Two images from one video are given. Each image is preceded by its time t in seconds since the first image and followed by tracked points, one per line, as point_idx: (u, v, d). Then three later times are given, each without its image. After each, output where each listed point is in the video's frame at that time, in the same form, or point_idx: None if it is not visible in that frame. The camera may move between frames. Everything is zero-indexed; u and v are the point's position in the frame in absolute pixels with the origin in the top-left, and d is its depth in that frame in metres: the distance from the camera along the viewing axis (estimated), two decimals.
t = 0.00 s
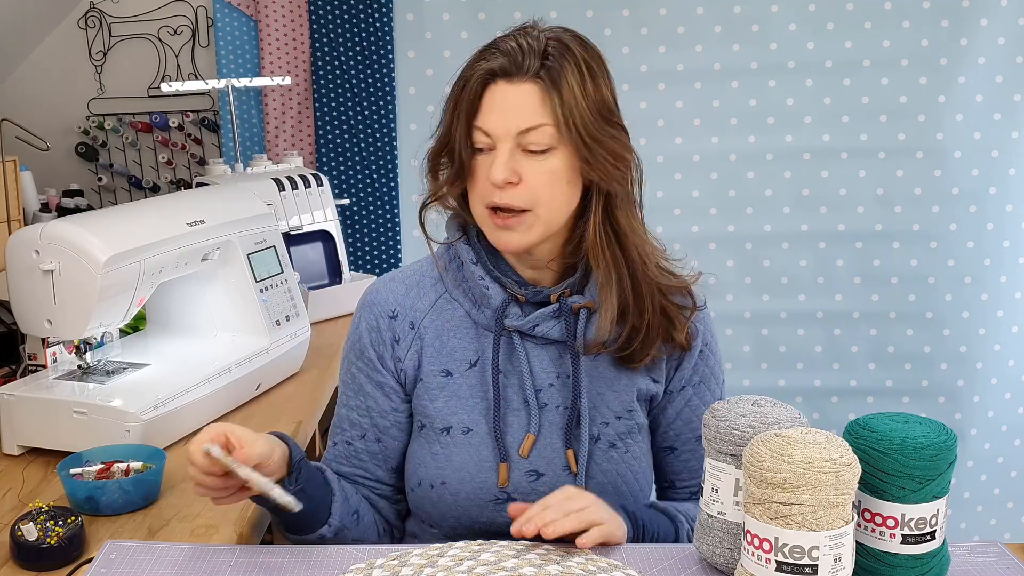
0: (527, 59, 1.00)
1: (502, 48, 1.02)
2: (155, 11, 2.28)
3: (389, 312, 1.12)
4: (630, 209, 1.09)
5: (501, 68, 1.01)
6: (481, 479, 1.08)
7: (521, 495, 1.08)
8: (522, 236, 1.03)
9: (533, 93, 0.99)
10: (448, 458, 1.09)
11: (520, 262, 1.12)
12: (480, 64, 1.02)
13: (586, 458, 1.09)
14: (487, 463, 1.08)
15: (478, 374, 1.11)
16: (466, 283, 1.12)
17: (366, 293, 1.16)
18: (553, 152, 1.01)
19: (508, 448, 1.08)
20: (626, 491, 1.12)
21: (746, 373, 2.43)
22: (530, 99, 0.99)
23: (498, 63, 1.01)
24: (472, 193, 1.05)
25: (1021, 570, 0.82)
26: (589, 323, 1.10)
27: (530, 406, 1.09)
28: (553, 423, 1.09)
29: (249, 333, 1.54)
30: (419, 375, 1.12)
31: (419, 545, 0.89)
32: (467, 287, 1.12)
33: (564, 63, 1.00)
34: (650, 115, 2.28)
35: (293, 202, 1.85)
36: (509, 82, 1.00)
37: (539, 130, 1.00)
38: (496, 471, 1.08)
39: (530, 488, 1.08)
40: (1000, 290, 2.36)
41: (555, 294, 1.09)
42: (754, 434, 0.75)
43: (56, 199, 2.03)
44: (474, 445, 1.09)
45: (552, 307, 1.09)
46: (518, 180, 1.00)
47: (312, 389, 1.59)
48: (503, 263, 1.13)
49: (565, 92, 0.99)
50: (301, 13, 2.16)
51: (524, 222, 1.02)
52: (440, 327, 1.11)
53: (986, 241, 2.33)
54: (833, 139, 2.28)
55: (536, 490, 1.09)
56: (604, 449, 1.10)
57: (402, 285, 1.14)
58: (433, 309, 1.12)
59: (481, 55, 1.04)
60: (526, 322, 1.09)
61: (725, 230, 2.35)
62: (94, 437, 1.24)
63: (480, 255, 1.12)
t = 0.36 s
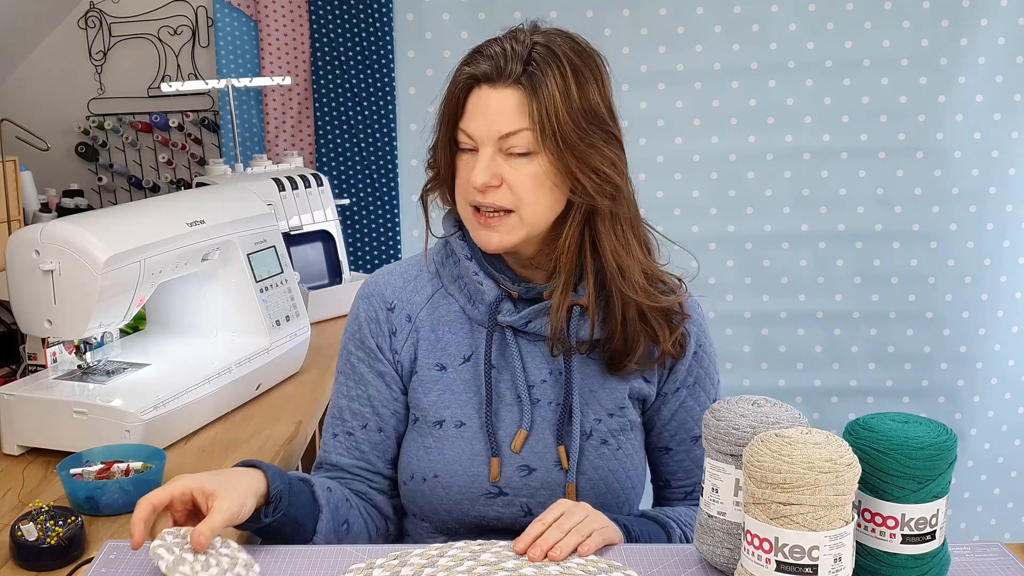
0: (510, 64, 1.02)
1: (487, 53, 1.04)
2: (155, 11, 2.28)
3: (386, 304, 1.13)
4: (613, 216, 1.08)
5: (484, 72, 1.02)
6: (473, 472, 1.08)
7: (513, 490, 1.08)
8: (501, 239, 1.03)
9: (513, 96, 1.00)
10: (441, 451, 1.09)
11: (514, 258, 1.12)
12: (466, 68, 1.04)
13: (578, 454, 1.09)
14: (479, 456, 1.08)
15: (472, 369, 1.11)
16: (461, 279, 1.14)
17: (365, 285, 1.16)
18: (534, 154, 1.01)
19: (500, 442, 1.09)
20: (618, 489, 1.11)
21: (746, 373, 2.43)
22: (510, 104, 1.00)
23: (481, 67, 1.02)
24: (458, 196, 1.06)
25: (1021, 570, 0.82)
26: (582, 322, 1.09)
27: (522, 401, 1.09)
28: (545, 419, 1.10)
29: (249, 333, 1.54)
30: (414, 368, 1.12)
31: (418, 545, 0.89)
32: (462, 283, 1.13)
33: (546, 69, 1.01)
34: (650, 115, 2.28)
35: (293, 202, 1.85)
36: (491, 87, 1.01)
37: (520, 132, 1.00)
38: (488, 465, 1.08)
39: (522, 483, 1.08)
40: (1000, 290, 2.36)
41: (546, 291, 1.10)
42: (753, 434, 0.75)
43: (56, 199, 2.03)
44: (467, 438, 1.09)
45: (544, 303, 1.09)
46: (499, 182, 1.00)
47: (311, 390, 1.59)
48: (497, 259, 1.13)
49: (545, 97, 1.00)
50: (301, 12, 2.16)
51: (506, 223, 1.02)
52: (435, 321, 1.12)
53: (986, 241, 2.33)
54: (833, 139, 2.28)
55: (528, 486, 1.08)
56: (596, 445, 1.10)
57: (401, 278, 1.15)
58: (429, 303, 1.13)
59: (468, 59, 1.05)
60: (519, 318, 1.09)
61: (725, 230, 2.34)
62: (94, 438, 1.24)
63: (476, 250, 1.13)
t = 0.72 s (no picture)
0: (506, 63, 1.03)
1: (477, 56, 1.04)
2: (155, 11, 2.28)
3: (383, 302, 1.14)
4: (616, 198, 1.10)
5: (480, 75, 1.03)
6: (468, 471, 1.08)
7: (509, 489, 1.08)
8: (523, 236, 1.04)
9: (516, 93, 1.02)
10: (438, 450, 1.09)
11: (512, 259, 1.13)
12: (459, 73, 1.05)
13: (574, 454, 1.09)
14: (475, 455, 1.09)
15: (468, 367, 1.11)
16: (458, 278, 1.14)
17: (362, 282, 1.17)
18: (544, 147, 1.03)
19: (496, 441, 1.09)
20: (613, 489, 1.11)
21: (746, 373, 2.43)
22: (515, 101, 1.02)
23: (478, 71, 1.03)
24: (468, 199, 1.07)
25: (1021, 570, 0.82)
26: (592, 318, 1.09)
27: (519, 400, 1.09)
28: (542, 418, 1.09)
29: (249, 333, 1.54)
30: (410, 366, 1.12)
31: (417, 546, 0.89)
32: (459, 282, 1.13)
33: (542, 62, 1.02)
34: (650, 115, 2.28)
35: (293, 202, 1.85)
36: (491, 88, 1.03)
37: (528, 128, 1.02)
38: (484, 463, 1.09)
39: (518, 482, 1.08)
40: (1000, 290, 2.36)
41: (546, 291, 1.10)
42: (753, 434, 0.75)
43: (56, 199, 2.03)
44: (463, 437, 1.09)
45: (543, 303, 1.10)
46: (516, 180, 1.03)
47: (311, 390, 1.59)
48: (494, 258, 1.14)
49: (546, 89, 1.02)
50: (301, 12, 2.16)
51: (525, 219, 1.04)
52: (431, 320, 1.12)
53: (986, 241, 2.33)
54: (833, 139, 2.28)
55: (523, 485, 1.08)
56: (592, 445, 1.10)
57: (397, 276, 1.15)
58: (426, 302, 1.13)
59: (459, 63, 1.05)
60: (516, 319, 1.09)
61: (725, 230, 2.34)
62: (94, 437, 1.24)
63: (473, 250, 1.14)
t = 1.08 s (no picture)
0: (490, 67, 1.01)
1: (467, 61, 1.03)
2: (155, 11, 2.28)
3: (385, 297, 1.14)
4: (603, 209, 1.07)
5: (465, 79, 1.01)
6: (468, 466, 1.09)
7: (508, 484, 1.09)
8: (497, 241, 1.04)
9: (496, 100, 1.00)
10: (438, 444, 1.09)
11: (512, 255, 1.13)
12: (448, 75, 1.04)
13: (573, 450, 1.10)
14: (474, 450, 1.09)
15: (468, 364, 1.11)
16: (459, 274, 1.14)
17: (366, 276, 1.17)
18: (522, 155, 1.01)
19: (496, 437, 1.09)
20: (612, 486, 1.11)
21: (746, 373, 2.43)
22: (493, 106, 1.00)
23: (462, 73, 1.02)
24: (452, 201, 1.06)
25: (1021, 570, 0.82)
26: (582, 317, 1.10)
27: (518, 397, 1.09)
28: (541, 414, 1.10)
29: (249, 333, 1.54)
30: (411, 361, 1.13)
31: (417, 546, 0.89)
32: (459, 280, 1.13)
33: (525, 69, 1.00)
34: (650, 115, 2.28)
35: (293, 202, 1.85)
36: (473, 92, 1.01)
37: (506, 135, 1.00)
38: (483, 458, 1.09)
39: (517, 478, 1.09)
40: (1000, 290, 2.36)
41: (544, 287, 1.10)
42: (753, 434, 0.75)
43: (56, 200, 2.03)
44: (463, 432, 1.10)
45: (541, 301, 1.10)
46: (491, 186, 1.01)
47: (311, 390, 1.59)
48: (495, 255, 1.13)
49: (525, 96, 0.99)
50: (301, 12, 2.17)
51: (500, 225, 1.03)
52: (432, 317, 1.13)
53: (987, 241, 2.33)
54: (833, 139, 2.28)
55: (522, 480, 1.09)
56: (591, 442, 1.10)
57: (400, 272, 1.16)
58: (427, 299, 1.13)
59: (449, 65, 1.05)
60: (516, 316, 1.10)
61: (725, 230, 2.34)
62: (94, 437, 1.24)
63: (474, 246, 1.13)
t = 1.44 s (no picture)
0: (492, 56, 1.04)
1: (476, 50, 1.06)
2: (155, 11, 2.28)
3: (392, 292, 1.14)
4: (595, 211, 1.06)
5: (470, 67, 1.04)
6: (472, 459, 1.08)
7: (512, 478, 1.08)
8: (486, 232, 1.04)
9: (495, 88, 1.02)
10: (443, 438, 1.09)
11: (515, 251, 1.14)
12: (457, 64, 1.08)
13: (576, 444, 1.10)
14: (479, 443, 1.09)
15: (473, 359, 1.12)
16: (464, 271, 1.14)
17: (374, 272, 1.18)
18: (513, 146, 1.02)
19: (500, 431, 1.09)
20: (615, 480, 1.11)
21: (746, 373, 2.43)
22: (490, 94, 1.02)
23: (468, 62, 1.05)
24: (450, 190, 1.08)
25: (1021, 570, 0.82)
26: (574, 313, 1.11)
27: (522, 392, 1.10)
28: (545, 409, 1.10)
29: (249, 333, 1.54)
30: (416, 357, 1.13)
31: (417, 546, 0.89)
32: (465, 276, 1.14)
33: (526, 60, 1.02)
34: (650, 115, 2.28)
35: (293, 202, 1.85)
36: (475, 80, 1.04)
37: (500, 124, 1.02)
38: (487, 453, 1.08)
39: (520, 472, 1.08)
40: (1000, 290, 2.36)
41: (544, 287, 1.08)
42: (753, 434, 0.75)
43: (56, 200, 2.03)
44: (467, 426, 1.10)
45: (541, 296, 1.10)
46: (480, 174, 1.02)
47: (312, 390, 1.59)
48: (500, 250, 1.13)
49: (521, 86, 1.01)
50: (301, 12, 2.17)
51: (488, 214, 1.03)
52: (438, 313, 1.13)
53: (987, 241, 2.33)
54: (833, 139, 2.28)
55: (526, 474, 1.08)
56: (594, 437, 1.11)
57: (408, 268, 1.16)
58: (432, 295, 1.14)
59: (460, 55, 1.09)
60: (520, 310, 1.10)
61: (725, 230, 2.34)
62: (94, 438, 1.24)
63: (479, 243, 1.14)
